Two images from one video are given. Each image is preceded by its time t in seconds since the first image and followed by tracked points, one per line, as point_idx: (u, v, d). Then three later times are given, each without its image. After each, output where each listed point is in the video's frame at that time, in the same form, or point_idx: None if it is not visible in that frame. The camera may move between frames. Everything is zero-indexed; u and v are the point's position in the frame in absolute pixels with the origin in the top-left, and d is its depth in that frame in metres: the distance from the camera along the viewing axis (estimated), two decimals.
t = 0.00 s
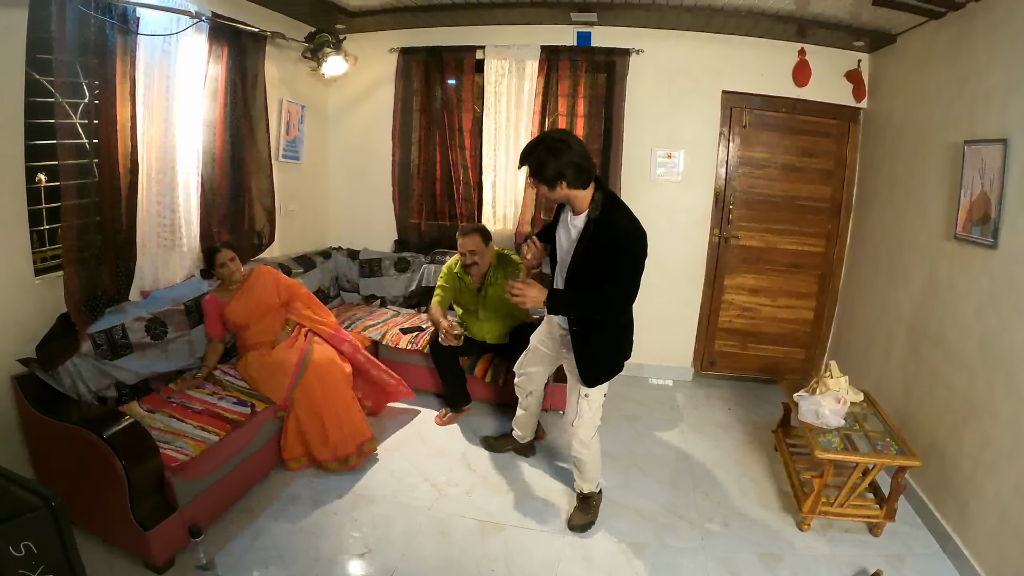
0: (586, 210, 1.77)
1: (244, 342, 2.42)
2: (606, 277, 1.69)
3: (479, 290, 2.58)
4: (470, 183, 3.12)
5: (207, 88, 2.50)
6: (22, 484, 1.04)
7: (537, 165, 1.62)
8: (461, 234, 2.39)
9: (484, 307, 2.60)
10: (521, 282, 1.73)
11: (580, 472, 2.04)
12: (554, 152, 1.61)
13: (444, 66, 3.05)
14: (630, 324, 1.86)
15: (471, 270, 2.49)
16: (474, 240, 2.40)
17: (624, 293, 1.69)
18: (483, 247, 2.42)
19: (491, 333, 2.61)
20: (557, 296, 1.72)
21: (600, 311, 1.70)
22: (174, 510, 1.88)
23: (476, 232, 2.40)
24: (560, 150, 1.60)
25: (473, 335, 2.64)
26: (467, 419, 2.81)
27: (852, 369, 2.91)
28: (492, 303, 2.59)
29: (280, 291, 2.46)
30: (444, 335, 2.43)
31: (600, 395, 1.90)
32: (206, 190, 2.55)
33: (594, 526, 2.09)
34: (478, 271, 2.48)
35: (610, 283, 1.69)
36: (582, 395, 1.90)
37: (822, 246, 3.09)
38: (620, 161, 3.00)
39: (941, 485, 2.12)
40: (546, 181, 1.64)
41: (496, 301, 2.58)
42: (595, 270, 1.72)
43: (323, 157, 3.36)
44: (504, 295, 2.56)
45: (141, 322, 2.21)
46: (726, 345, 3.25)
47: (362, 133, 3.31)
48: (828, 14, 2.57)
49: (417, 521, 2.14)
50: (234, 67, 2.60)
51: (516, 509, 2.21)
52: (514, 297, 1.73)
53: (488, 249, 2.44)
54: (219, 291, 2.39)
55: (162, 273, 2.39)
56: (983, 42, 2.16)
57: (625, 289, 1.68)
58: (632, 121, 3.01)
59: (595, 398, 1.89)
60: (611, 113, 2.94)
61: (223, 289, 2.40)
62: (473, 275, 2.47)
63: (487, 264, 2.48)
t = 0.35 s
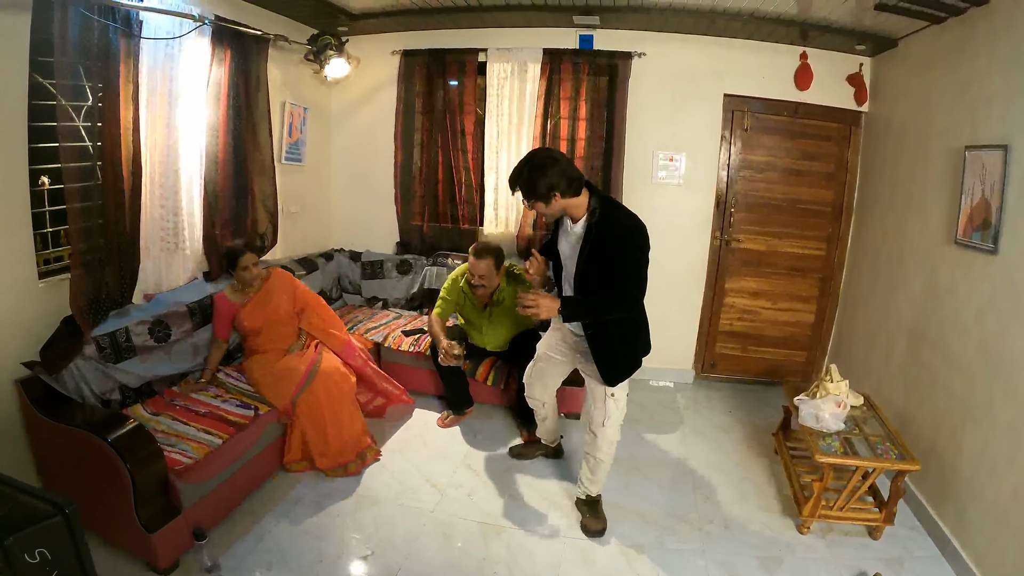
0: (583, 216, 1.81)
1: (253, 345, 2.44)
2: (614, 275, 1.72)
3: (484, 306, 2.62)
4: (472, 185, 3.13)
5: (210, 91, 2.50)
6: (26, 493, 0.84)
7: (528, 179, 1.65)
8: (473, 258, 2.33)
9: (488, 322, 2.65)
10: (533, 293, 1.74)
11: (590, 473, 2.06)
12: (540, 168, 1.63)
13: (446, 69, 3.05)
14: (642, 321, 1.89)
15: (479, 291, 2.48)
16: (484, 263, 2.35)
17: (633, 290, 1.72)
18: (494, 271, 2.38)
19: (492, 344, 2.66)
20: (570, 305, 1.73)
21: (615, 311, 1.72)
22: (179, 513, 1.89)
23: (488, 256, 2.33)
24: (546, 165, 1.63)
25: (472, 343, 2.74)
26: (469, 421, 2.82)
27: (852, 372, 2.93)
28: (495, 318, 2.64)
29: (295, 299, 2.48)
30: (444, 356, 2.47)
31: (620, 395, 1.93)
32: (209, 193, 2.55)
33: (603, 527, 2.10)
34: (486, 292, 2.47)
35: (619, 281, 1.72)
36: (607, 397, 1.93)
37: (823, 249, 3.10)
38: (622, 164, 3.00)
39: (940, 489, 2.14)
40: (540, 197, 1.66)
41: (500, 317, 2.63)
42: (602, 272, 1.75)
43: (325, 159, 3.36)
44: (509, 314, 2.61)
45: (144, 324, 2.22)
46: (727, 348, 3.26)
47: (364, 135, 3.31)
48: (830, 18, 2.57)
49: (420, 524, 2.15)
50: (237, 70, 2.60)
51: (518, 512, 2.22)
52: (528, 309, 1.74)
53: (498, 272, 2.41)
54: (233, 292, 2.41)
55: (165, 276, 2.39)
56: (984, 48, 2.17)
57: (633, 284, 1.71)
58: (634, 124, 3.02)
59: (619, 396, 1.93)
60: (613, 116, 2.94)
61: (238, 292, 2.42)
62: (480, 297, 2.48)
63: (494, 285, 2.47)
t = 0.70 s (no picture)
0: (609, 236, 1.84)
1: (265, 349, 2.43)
2: (635, 304, 1.77)
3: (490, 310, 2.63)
4: (475, 189, 3.14)
5: (214, 95, 2.51)
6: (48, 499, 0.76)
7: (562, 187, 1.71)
8: (485, 265, 2.31)
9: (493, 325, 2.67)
10: (552, 313, 1.79)
11: (592, 479, 2.06)
12: (578, 181, 1.67)
13: (449, 72, 3.06)
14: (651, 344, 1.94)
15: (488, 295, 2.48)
16: (496, 269, 2.34)
17: (652, 319, 1.77)
18: (505, 276, 2.38)
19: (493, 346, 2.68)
20: (588, 328, 1.78)
21: (631, 336, 1.78)
22: (185, 516, 1.91)
23: (500, 264, 2.31)
24: (585, 179, 1.67)
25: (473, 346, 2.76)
26: (473, 424, 2.84)
27: (852, 375, 2.95)
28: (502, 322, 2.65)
29: (316, 307, 2.45)
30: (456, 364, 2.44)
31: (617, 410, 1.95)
32: (213, 197, 2.56)
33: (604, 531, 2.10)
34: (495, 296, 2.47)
35: (641, 308, 1.77)
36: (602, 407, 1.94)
37: (824, 252, 3.12)
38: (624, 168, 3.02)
39: (938, 492, 2.16)
40: (573, 210, 1.70)
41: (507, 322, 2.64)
42: (623, 295, 1.80)
43: (328, 162, 3.37)
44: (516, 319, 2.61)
45: (149, 329, 2.23)
46: (728, 350, 3.28)
47: (367, 139, 3.32)
48: (832, 23, 2.58)
49: (423, 526, 2.17)
50: (241, 74, 2.61)
51: (521, 514, 2.24)
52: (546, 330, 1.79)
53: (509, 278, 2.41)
54: (254, 294, 2.37)
55: (169, 280, 2.41)
56: (985, 55, 2.19)
57: (652, 313, 1.77)
58: (636, 128, 3.03)
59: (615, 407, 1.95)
60: (615, 119, 2.95)
61: (261, 295, 2.37)
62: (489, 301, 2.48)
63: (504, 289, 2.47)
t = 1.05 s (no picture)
0: (628, 247, 1.85)
1: (275, 351, 2.45)
2: (653, 317, 1.78)
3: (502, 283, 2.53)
4: (478, 192, 3.16)
5: (218, 98, 2.52)
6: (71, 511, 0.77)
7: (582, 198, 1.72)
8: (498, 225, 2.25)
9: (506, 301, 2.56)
10: (568, 330, 1.82)
11: (598, 482, 2.09)
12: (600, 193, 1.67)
13: (452, 75, 3.07)
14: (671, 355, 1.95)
15: (502, 261, 2.39)
16: (508, 231, 2.29)
17: (669, 331, 1.79)
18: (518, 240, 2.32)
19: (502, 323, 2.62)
20: (604, 342, 1.80)
21: (648, 349, 1.79)
22: (191, 518, 1.92)
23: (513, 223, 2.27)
24: (606, 191, 1.67)
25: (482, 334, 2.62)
26: (475, 426, 2.86)
27: (852, 377, 2.97)
28: (515, 295, 2.55)
29: (333, 314, 2.48)
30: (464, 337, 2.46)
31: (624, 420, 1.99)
32: (217, 200, 2.57)
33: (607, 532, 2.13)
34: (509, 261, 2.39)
35: (657, 321, 1.78)
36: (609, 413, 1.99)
37: (825, 255, 3.14)
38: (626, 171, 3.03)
39: (938, 494, 2.18)
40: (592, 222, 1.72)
41: (520, 294, 2.55)
42: (640, 309, 1.81)
43: (331, 164, 3.38)
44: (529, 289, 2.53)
45: (154, 331, 2.25)
46: (729, 353, 3.30)
47: (369, 142, 3.33)
48: (833, 27, 2.59)
49: (427, 527, 2.19)
50: (244, 77, 2.61)
51: (524, 516, 2.26)
52: (559, 344, 1.84)
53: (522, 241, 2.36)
54: (274, 298, 2.39)
55: (174, 283, 2.42)
56: (985, 60, 2.20)
57: (669, 326, 1.78)
58: (638, 131, 3.04)
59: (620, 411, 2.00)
60: (617, 122, 2.97)
61: (280, 299, 2.39)
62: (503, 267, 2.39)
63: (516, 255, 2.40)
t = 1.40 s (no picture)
0: (628, 246, 1.87)
1: (283, 353, 2.47)
2: (653, 316, 1.80)
3: (502, 246, 2.48)
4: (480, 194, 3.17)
5: (221, 101, 2.52)
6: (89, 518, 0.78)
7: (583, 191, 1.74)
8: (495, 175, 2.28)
9: (505, 266, 2.48)
10: (569, 328, 1.84)
11: (601, 481, 2.09)
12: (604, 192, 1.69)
13: (454, 77, 3.08)
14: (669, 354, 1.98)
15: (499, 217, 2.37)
16: (506, 182, 2.29)
17: (667, 331, 1.81)
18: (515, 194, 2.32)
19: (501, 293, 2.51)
20: (604, 340, 1.82)
21: (647, 347, 1.82)
22: (196, 520, 1.93)
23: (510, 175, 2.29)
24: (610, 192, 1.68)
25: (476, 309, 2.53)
26: (478, 428, 2.88)
27: (852, 378, 2.99)
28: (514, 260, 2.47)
29: (341, 318, 2.52)
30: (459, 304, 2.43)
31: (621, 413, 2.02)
32: (220, 203, 2.58)
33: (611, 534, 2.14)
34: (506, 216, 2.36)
35: (656, 321, 1.80)
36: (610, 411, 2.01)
37: (826, 257, 3.15)
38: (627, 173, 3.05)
39: (937, 495, 2.19)
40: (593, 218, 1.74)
41: (520, 259, 2.47)
42: (640, 308, 1.84)
43: (333, 166, 3.40)
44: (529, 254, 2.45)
45: (159, 334, 2.25)
46: (731, 354, 3.31)
47: (372, 144, 3.35)
48: (834, 30, 2.61)
49: (430, 528, 2.20)
50: (247, 80, 2.62)
51: (526, 517, 2.28)
52: (559, 341, 1.86)
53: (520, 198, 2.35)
54: (285, 299, 2.40)
55: (178, 285, 2.43)
56: (985, 63, 2.21)
57: (669, 324, 1.81)
58: (639, 133, 3.06)
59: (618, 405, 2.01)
60: (618, 124, 2.98)
61: (291, 300, 2.41)
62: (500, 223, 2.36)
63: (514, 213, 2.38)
